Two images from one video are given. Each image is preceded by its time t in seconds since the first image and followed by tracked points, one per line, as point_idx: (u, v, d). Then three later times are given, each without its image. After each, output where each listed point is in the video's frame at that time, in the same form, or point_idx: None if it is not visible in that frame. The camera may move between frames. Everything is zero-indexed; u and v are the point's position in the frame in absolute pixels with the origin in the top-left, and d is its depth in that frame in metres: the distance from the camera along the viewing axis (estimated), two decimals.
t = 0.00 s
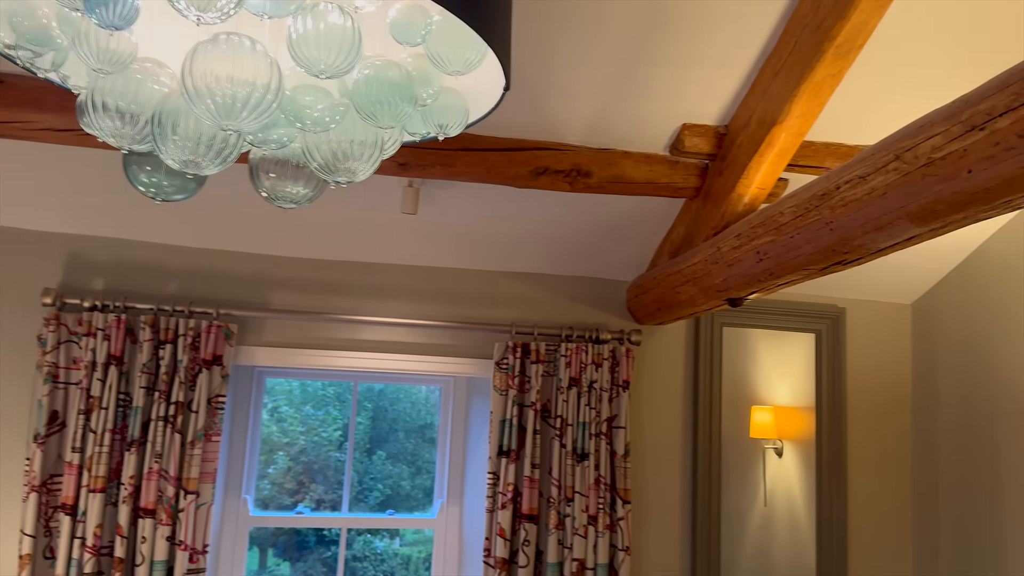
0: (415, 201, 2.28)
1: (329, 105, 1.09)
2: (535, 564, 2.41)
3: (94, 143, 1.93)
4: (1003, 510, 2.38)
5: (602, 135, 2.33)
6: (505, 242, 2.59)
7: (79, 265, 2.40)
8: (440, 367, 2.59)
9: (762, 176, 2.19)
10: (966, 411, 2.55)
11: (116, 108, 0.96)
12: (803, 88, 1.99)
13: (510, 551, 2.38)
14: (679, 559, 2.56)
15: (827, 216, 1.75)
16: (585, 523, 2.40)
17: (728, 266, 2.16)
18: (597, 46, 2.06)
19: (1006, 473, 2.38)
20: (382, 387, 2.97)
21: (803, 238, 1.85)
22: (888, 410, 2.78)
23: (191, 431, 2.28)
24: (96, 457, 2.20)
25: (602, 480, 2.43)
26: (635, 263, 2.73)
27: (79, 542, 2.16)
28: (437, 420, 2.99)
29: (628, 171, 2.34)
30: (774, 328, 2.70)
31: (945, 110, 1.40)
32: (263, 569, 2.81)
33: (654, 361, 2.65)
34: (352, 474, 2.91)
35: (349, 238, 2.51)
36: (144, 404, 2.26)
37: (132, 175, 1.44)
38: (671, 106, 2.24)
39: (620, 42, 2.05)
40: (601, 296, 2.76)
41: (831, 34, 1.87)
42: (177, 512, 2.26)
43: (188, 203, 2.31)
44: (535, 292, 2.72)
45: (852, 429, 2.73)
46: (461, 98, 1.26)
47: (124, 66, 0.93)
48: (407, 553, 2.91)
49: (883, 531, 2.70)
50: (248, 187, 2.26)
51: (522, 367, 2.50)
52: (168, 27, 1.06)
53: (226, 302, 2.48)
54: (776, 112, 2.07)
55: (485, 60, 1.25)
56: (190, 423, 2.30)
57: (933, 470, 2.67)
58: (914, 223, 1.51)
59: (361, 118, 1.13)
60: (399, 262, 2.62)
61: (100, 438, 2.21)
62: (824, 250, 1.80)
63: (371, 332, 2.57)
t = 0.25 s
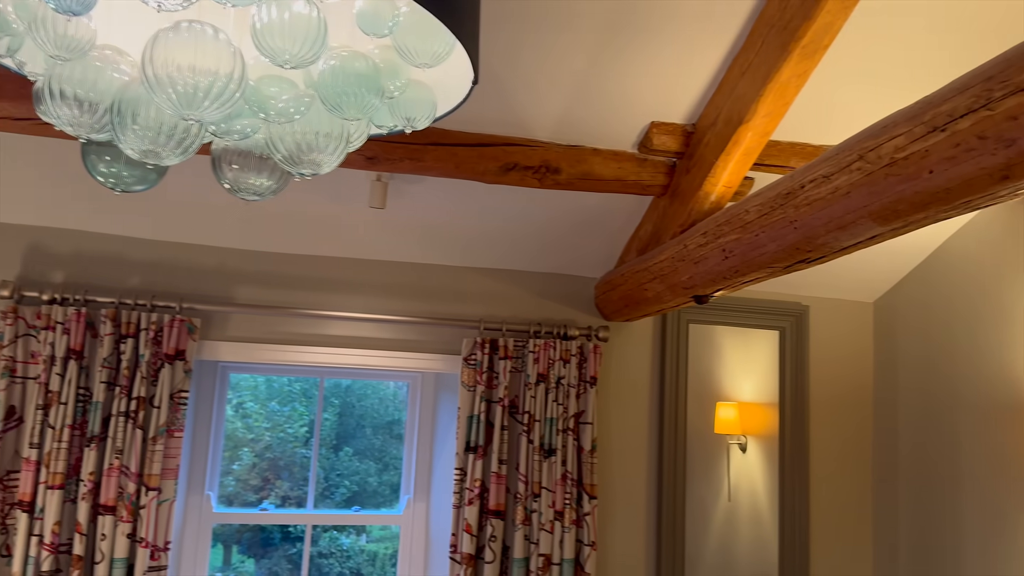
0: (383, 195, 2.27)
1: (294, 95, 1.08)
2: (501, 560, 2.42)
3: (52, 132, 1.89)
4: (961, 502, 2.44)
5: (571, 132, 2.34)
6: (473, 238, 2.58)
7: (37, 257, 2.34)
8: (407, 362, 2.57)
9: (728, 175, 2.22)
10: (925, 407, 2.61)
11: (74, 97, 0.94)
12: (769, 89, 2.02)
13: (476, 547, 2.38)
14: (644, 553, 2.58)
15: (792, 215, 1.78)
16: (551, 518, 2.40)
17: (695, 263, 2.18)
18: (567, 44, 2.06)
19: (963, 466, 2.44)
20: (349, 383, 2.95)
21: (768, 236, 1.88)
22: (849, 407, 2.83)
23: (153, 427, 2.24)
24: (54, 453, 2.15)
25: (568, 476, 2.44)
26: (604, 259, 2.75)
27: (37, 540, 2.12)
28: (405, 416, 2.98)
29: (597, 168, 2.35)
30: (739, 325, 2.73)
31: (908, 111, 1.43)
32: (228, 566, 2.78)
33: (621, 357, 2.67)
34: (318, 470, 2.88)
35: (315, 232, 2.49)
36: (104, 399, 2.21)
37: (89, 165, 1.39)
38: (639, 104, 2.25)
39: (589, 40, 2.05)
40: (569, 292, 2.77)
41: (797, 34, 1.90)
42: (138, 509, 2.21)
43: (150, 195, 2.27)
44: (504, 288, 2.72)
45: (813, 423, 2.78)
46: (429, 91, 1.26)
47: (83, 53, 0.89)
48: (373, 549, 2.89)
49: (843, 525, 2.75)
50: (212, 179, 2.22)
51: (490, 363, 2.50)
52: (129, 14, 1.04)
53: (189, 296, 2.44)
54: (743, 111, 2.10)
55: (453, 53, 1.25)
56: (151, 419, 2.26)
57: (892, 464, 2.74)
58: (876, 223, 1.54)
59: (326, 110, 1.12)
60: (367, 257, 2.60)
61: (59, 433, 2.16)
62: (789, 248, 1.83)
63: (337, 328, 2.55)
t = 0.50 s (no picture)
0: (351, 188, 2.25)
1: (256, 84, 1.05)
2: (469, 556, 2.41)
3: (9, 119, 1.84)
4: (920, 497, 2.49)
5: (541, 127, 2.33)
6: (443, 232, 2.57)
7: None
8: (375, 357, 2.55)
9: (697, 172, 2.23)
10: (887, 403, 2.66)
11: (28, 83, 0.91)
12: (736, 87, 2.04)
13: (444, 542, 2.37)
14: (611, 548, 2.59)
15: (757, 212, 1.79)
16: (518, 513, 2.41)
17: (663, 260, 2.19)
18: (537, 40, 2.06)
19: (924, 460, 2.50)
20: (318, 378, 2.92)
21: (734, 234, 1.90)
22: (812, 402, 2.87)
23: (115, 422, 2.20)
24: (12, 449, 2.10)
25: (536, 471, 2.45)
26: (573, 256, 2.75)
27: None
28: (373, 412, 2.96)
29: (566, 164, 2.35)
30: (706, 322, 2.75)
31: (871, 110, 1.45)
32: (193, 563, 2.75)
33: (590, 352, 2.68)
34: (285, 466, 2.86)
35: (282, 226, 2.46)
36: (64, 394, 2.17)
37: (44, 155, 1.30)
38: (609, 100, 2.26)
39: (559, 36, 2.05)
40: (538, 288, 2.77)
41: (764, 33, 1.91)
42: (99, 506, 2.17)
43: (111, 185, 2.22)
44: (473, 284, 2.71)
45: (778, 419, 2.82)
46: (395, 84, 1.25)
47: (38, 39, 0.85)
48: (341, 546, 2.87)
49: (807, 519, 2.79)
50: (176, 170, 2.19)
51: (459, 359, 2.49)
52: None
53: (152, 290, 2.40)
54: (712, 109, 2.11)
55: (419, 44, 1.24)
56: (113, 414, 2.22)
57: (854, 459, 2.78)
58: (840, 220, 1.56)
59: (288, 100, 1.10)
60: (334, 251, 2.58)
61: (16, 429, 2.12)
62: (755, 246, 1.84)
63: (304, 322, 2.52)
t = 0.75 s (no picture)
0: (319, 182, 2.23)
1: (217, 76, 1.04)
2: (437, 552, 2.41)
3: None
4: (882, 491, 2.54)
5: (511, 124, 2.33)
6: (412, 228, 2.56)
7: None
8: (344, 353, 2.54)
9: (665, 170, 2.24)
10: (852, 400, 2.70)
11: None
12: (704, 86, 2.04)
13: (411, 539, 2.36)
14: (578, 543, 2.60)
15: (723, 211, 1.80)
16: (487, 509, 2.40)
17: (631, 257, 2.20)
18: (507, 36, 2.05)
19: (887, 456, 2.54)
20: (287, 374, 2.89)
21: (701, 232, 1.91)
22: (778, 399, 2.91)
23: (76, 419, 2.16)
24: None
25: (505, 467, 2.45)
26: (544, 252, 2.75)
27: None
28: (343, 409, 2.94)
29: (536, 161, 2.35)
30: (675, 319, 2.77)
31: (835, 111, 1.46)
32: (159, 561, 2.71)
33: (560, 348, 2.68)
34: (253, 463, 2.83)
35: (249, 220, 2.43)
36: (24, 389, 2.13)
37: None
38: (579, 98, 2.26)
39: (529, 34, 2.04)
40: (509, 284, 2.77)
41: (732, 33, 1.93)
42: (60, 503, 2.14)
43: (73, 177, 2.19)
44: (443, 280, 2.70)
45: (745, 415, 2.85)
46: (360, 77, 1.24)
47: None
48: (310, 543, 2.85)
49: (773, 513, 2.83)
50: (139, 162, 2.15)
51: (428, 355, 2.48)
52: None
53: (115, 283, 2.37)
54: (680, 108, 2.12)
55: (384, 38, 1.24)
56: (74, 410, 2.18)
57: (819, 454, 2.83)
58: (805, 219, 1.58)
59: (250, 92, 1.09)
60: (303, 246, 2.56)
61: None
62: (720, 244, 1.86)
63: (271, 318, 2.50)
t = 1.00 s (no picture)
0: (288, 176, 2.22)
1: (179, 67, 1.02)
2: (406, 549, 2.41)
3: None
4: (847, 487, 2.58)
5: (482, 120, 2.33)
6: (383, 224, 2.55)
7: None
8: (313, 350, 2.52)
9: (635, 168, 2.25)
10: (819, 397, 2.74)
11: None
12: (674, 85, 2.05)
13: (380, 536, 2.35)
14: (548, 539, 2.62)
15: (692, 209, 1.82)
16: (456, 506, 2.41)
17: (601, 254, 2.21)
18: (477, 34, 2.04)
19: (852, 453, 2.57)
20: (257, 370, 2.87)
21: (669, 230, 1.92)
22: (746, 395, 2.95)
23: (39, 415, 2.13)
24: None
25: (475, 464, 2.45)
26: (516, 249, 2.75)
27: None
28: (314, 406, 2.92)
29: (508, 158, 2.35)
30: (645, 316, 2.79)
31: (801, 110, 1.47)
32: (126, 559, 2.69)
33: (531, 345, 2.69)
34: (223, 461, 2.81)
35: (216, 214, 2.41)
36: None
37: None
38: (551, 96, 2.26)
39: (500, 32, 2.04)
40: (480, 281, 2.77)
41: (702, 32, 1.92)
42: (22, 501, 2.11)
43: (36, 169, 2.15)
44: (414, 276, 2.70)
45: (714, 411, 2.88)
46: (325, 71, 1.23)
47: None
48: (280, 540, 2.83)
49: (740, 508, 2.87)
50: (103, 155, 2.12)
51: (398, 351, 2.47)
52: None
53: (80, 278, 2.33)
54: (650, 106, 2.12)
55: (349, 32, 1.22)
56: (37, 407, 2.15)
57: (786, 449, 2.87)
58: (771, 218, 1.59)
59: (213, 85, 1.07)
60: (272, 241, 2.54)
61: None
62: (688, 242, 1.87)
63: (239, 313, 2.48)
